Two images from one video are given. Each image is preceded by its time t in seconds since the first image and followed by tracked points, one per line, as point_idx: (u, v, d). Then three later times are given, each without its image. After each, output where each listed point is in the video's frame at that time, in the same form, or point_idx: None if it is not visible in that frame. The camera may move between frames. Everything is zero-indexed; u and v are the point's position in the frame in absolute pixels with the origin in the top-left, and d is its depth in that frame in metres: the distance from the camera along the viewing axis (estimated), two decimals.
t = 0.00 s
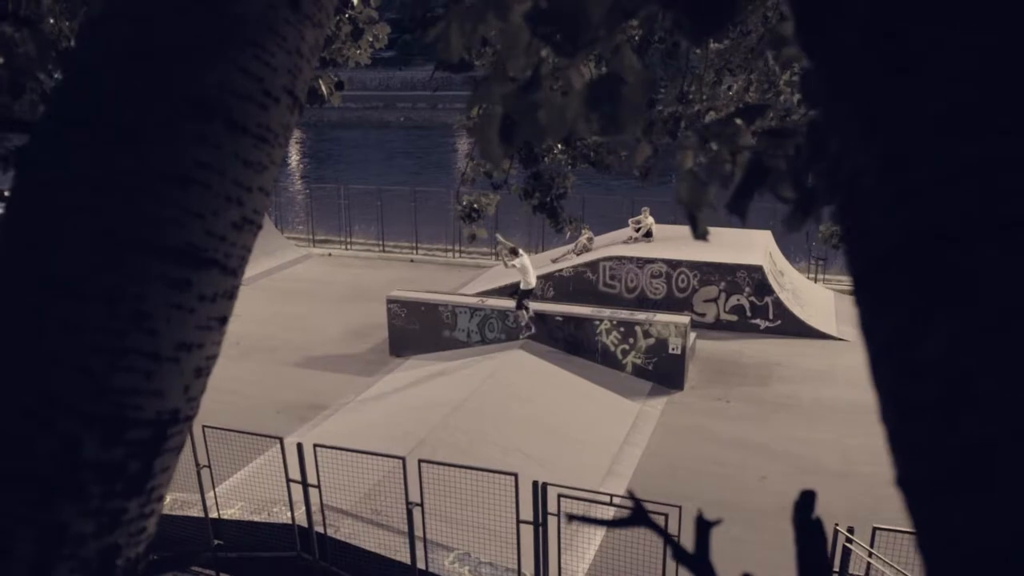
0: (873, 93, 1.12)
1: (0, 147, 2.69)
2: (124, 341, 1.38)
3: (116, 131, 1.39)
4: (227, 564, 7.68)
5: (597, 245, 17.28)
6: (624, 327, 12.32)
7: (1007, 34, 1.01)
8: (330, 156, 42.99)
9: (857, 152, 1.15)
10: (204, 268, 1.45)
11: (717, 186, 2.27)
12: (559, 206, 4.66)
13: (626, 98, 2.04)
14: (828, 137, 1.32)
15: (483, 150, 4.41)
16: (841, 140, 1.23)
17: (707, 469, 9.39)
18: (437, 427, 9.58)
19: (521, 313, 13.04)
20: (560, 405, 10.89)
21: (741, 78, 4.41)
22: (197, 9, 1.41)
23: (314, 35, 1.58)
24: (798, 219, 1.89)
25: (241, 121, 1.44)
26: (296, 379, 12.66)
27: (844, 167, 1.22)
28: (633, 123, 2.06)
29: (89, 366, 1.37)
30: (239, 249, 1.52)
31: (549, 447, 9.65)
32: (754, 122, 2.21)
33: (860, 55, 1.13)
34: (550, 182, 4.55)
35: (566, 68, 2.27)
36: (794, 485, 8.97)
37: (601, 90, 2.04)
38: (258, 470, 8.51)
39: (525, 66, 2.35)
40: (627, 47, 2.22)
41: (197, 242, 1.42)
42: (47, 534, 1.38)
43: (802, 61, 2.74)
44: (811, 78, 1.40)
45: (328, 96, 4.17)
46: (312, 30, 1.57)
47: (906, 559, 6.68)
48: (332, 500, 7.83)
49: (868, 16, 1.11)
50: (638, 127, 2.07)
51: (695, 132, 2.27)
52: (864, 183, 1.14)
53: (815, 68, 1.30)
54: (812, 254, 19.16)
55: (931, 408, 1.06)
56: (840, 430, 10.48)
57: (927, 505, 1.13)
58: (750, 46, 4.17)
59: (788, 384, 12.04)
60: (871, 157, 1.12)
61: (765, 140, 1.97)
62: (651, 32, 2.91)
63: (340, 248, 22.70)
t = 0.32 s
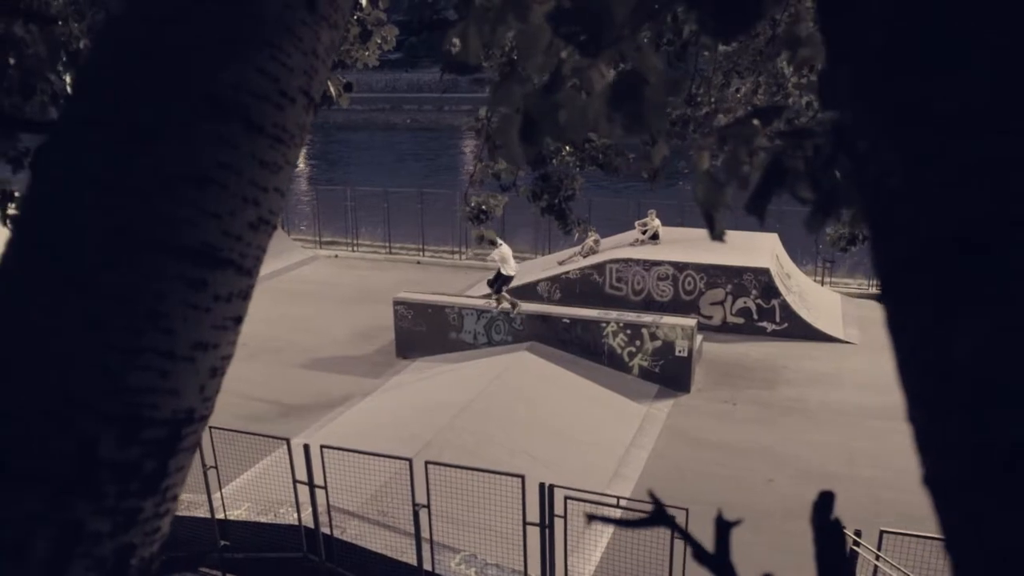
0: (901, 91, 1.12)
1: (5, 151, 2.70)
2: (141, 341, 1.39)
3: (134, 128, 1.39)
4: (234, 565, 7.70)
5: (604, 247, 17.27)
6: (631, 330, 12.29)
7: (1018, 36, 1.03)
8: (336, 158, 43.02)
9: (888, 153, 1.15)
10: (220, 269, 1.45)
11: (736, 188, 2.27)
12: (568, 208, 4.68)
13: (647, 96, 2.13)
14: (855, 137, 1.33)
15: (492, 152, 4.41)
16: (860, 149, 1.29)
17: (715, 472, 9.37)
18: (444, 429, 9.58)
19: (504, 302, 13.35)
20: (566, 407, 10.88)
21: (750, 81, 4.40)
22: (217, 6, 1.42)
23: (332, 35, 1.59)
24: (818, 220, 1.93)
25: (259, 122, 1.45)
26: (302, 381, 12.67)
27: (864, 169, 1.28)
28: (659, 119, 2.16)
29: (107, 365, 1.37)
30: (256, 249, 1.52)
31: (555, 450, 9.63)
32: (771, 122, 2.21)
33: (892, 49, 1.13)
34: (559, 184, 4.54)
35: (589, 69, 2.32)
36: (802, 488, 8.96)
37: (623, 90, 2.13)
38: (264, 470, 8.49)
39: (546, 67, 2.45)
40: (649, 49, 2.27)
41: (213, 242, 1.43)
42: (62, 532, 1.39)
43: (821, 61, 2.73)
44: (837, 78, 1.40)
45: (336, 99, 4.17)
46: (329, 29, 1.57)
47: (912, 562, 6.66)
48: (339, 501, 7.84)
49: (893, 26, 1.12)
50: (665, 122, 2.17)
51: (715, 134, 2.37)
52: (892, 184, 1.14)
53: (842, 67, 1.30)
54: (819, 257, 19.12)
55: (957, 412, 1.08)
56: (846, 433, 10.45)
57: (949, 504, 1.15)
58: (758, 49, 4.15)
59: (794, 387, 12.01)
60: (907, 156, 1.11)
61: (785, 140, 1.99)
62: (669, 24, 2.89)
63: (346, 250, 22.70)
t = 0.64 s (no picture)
0: (926, 89, 1.11)
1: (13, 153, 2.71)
2: (158, 341, 1.39)
3: (152, 129, 1.40)
4: (242, 567, 7.67)
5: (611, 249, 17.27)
6: (639, 331, 12.31)
7: None
8: (344, 159, 43.07)
9: (912, 153, 1.14)
10: (236, 268, 1.45)
11: (752, 188, 2.27)
12: (576, 209, 4.68)
13: (674, 96, 2.14)
14: (878, 135, 1.32)
15: (502, 153, 4.39)
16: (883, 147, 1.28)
17: (723, 474, 9.35)
18: (451, 430, 9.59)
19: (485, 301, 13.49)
20: (573, 408, 10.88)
21: (759, 82, 4.39)
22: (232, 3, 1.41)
23: (346, 34, 1.58)
24: (837, 221, 1.94)
25: (274, 121, 1.44)
26: (310, 382, 12.68)
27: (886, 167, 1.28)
28: (681, 116, 2.18)
29: (125, 365, 1.37)
30: (272, 247, 1.52)
31: (562, 450, 9.63)
32: (791, 118, 2.20)
33: (919, 45, 1.12)
34: (567, 185, 4.54)
35: (609, 69, 2.32)
36: (811, 490, 8.94)
37: (649, 85, 2.14)
38: (272, 471, 8.52)
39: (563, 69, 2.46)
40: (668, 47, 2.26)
41: (231, 242, 1.43)
42: (80, 530, 1.39)
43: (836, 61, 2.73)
44: (860, 76, 1.39)
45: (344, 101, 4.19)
46: (345, 29, 1.57)
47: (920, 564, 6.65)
48: (345, 501, 7.89)
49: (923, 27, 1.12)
50: (687, 121, 2.20)
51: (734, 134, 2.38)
52: (915, 186, 1.14)
53: (866, 66, 1.29)
54: (827, 258, 19.08)
55: (978, 414, 1.08)
56: (854, 435, 10.42)
57: (971, 504, 1.15)
58: (768, 49, 4.12)
59: (802, 389, 12.00)
60: (935, 156, 1.10)
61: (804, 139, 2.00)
62: (684, 22, 2.88)
63: (354, 250, 22.71)
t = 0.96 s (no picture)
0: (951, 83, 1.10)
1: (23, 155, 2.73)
2: (175, 341, 1.39)
3: (167, 128, 1.40)
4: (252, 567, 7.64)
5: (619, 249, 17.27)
6: (647, 331, 12.30)
7: None
8: (353, 159, 43.12)
9: (930, 151, 1.15)
10: (252, 267, 1.45)
11: (767, 188, 2.27)
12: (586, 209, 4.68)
13: (694, 95, 2.13)
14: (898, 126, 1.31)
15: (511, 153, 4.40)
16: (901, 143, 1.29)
17: (732, 475, 9.34)
18: (459, 430, 9.60)
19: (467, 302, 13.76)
20: (582, 408, 10.88)
21: (769, 81, 4.37)
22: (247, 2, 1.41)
23: (361, 34, 1.59)
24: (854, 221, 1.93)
25: (290, 120, 1.45)
26: (318, 382, 12.69)
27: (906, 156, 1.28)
28: (704, 117, 2.16)
29: (143, 363, 1.38)
30: (287, 246, 1.53)
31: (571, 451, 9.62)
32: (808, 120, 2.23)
33: (935, 46, 1.13)
34: (577, 185, 4.55)
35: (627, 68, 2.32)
36: (819, 492, 8.91)
37: (670, 85, 2.13)
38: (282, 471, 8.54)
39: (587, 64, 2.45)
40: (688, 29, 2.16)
41: (247, 242, 1.43)
42: (97, 528, 1.40)
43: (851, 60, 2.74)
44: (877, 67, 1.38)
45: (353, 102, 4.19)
46: (359, 29, 1.57)
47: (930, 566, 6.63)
48: (354, 502, 7.91)
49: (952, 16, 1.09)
50: (711, 120, 2.17)
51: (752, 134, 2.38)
52: (934, 183, 1.14)
53: (886, 65, 1.28)
54: (836, 258, 19.04)
55: (995, 411, 1.09)
56: (863, 436, 10.40)
57: (997, 501, 1.14)
58: (779, 47, 4.08)
59: (811, 389, 11.98)
60: (952, 154, 1.10)
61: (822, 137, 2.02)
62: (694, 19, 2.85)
63: (362, 250, 22.73)
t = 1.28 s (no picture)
0: (984, 79, 1.19)
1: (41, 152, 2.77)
2: (197, 338, 1.40)
3: (189, 124, 1.41)
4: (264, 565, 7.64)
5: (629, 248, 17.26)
6: (657, 330, 12.28)
7: None
8: (363, 159, 43.15)
9: (965, 144, 1.22)
10: (271, 265, 1.46)
11: (786, 187, 2.27)
12: (597, 208, 4.67)
13: (718, 89, 2.17)
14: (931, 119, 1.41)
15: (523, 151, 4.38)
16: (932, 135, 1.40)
17: (743, 474, 9.33)
18: (469, 430, 9.63)
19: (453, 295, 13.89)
20: (593, 407, 10.90)
21: (781, 79, 4.35)
22: None
23: (380, 31, 1.59)
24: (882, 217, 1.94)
25: (309, 119, 1.45)
26: (328, 381, 12.69)
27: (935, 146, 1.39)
28: (727, 111, 2.21)
29: (164, 362, 1.38)
30: (306, 244, 1.53)
31: (582, 449, 9.62)
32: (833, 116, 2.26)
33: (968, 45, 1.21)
34: (589, 183, 4.52)
35: (651, 62, 2.31)
36: (830, 492, 8.88)
37: (692, 80, 2.17)
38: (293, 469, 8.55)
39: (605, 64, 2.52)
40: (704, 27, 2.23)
41: (266, 241, 1.44)
42: (120, 525, 1.40)
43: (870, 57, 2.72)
44: (910, 59, 1.46)
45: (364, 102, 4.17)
46: (378, 26, 1.57)
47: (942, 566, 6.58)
48: (364, 501, 7.92)
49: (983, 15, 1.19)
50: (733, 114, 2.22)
51: (771, 131, 2.40)
52: (971, 178, 1.21)
53: (922, 66, 1.37)
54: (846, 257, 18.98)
55: None
56: (874, 435, 10.37)
57: (1023, 487, 1.18)
58: (791, 46, 4.06)
59: (822, 388, 11.96)
60: (989, 148, 1.18)
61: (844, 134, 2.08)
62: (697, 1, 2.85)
63: (372, 250, 22.73)
